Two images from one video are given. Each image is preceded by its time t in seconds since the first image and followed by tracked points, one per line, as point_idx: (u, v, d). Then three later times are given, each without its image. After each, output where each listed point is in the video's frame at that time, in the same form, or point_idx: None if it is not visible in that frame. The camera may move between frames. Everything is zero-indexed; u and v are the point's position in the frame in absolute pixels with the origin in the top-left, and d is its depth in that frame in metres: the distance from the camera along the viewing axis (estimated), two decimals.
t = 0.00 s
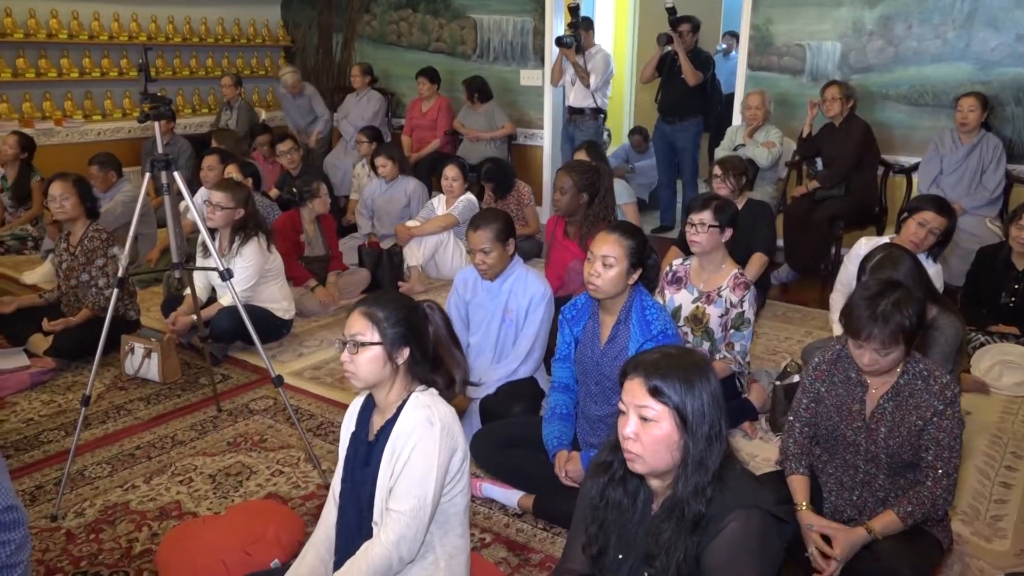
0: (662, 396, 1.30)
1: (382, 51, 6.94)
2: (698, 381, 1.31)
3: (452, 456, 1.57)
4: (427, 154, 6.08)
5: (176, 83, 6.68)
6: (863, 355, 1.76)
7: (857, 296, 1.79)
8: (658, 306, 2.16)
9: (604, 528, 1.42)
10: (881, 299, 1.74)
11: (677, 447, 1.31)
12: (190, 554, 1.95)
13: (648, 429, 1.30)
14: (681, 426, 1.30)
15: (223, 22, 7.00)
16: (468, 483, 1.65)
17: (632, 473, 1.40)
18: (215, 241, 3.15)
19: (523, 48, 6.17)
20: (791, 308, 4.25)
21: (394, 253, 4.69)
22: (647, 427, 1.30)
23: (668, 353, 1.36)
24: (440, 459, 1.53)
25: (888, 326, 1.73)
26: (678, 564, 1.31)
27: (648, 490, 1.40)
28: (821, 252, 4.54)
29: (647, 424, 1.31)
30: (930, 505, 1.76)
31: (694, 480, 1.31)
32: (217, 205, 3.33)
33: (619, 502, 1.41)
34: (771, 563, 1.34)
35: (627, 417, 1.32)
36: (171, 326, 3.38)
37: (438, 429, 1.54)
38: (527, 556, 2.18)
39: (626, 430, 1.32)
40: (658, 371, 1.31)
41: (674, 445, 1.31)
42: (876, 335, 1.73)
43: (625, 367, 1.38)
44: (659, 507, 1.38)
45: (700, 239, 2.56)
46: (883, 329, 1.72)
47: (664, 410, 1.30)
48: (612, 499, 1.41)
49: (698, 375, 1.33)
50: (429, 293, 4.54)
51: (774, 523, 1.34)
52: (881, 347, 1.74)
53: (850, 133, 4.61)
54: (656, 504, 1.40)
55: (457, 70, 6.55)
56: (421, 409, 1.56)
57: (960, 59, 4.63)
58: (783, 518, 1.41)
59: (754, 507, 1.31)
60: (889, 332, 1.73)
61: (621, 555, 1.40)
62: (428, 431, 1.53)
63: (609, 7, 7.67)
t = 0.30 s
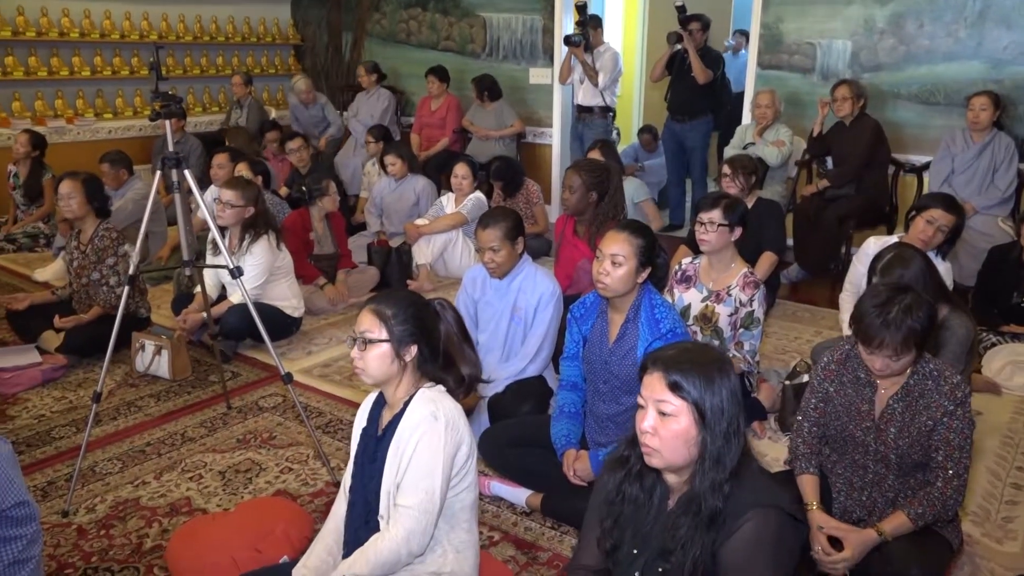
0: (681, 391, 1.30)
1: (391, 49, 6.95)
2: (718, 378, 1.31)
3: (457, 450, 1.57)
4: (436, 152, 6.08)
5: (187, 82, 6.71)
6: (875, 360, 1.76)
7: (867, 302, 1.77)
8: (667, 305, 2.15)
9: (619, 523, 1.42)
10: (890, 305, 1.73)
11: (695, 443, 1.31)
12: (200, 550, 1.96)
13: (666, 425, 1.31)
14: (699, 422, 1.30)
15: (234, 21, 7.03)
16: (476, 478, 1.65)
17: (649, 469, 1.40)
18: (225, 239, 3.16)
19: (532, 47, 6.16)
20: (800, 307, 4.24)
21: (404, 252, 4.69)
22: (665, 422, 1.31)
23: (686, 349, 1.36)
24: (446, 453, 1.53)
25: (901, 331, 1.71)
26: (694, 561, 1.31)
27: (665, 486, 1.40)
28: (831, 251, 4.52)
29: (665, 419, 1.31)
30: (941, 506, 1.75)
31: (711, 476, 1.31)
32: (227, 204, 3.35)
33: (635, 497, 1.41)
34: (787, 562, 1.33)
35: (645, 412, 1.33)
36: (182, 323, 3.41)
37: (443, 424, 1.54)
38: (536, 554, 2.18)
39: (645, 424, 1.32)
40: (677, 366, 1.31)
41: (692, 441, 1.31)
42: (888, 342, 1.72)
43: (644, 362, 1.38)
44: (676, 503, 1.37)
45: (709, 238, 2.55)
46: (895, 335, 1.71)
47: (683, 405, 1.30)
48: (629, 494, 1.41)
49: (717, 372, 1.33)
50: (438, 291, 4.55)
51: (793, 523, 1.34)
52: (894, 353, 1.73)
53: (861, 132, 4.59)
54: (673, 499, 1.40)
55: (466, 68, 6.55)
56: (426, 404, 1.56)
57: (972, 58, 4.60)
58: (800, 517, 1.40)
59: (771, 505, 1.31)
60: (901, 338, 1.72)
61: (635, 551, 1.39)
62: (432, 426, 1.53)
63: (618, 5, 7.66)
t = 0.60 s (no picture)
0: (713, 383, 1.30)
1: (404, 48, 6.96)
2: (750, 373, 1.30)
3: (466, 442, 1.57)
4: (449, 150, 6.09)
5: (201, 80, 6.75)
6: (889, 364, 1.74)
7: (879, 306, 1.75)
8: (681, 303, 2.13)
9: (642, 516, 1.41)
10: (903, 309, 1.71)
11: (725, 436, 1.30)
12: (214, 546, 1.98)
13: (695, 417, 1.30)
14: (729, 415, 1.30)
15: (248, 19, 7.06)
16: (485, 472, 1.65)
17: (675, 462, 1.39)
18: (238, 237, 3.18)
19: (546, 45, 6.16)
20: (814, 307, 4.21)
21: (415, 250, 4.70)
22: (695, 414, 1.30)
23: (718, 343, 1.36)
24: (455, 445, 1.53)
25: (914, 335, 1.70)
26: (720, 555, 1.30)
27: (690, 481, 1.39)
28: (845, 250, 4.49)
29: (695, 411, 1.31)
30: (957, 508, 1.74)
31: (742, 469, 1.30)
32: (241, 201, 3.37)
33: (660, 491, 1.40)
34: (812, 561, 1.32)
35: (676, 403, 1.33)
36: (195, 320, 3.43)
37: (451, 416, 1.54)
38: (547, 553, 2.18)
39: (674, 416, 1.32)
40: (711, 359, 1.31)
41: (722, 434, 1.30)
42: (902, 347, 1.71)
43: (676, 355, 1.38)
44: (702, 497, 1.37)
45: (722, 237, 2.54)
46: (909, 339, 1.70)
47: (713, 398, 1.30)
48: (654, 487, 1.40)
49: (749, 367, 1.32)
50: (450, 289, 4.55)
51: (820, 524, 1.32)
52: (908, 358, 1.72)
53: (876, 131, 4.56)
54: (698, 494, 1.39)
55: (480, 67, 6.55)
56: (434, 397, 1.56)
57: (989, 56, 4.56)
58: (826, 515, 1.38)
59: (800, 503, 1.30)
60: (915, 342, 1.70)
61: (658, 544, 1.38)
62: (441, 418, 1.53)
63: (632, 3, 7.63)
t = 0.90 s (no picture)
0: (739, 376, 1.29)
1: (413, 47, 6.96)
2: (777, 367, 1.30)
3: (472, 437, 1.58)
4: (458, 149, 6.10)
5: (211, 78, 6.77)
6: (896, 368, 1.74)
7: (885, 311, 1.73)
8: (690, 302, 2.13)
9: (661, 504, 1.41)
10: (910, 314, 1.69)
11: (749, 429, 1.30)
12: (223, 542, 1.99)
13: (720, 409, 1.29)
14: (754, 409, 1.29)
15: (258, 18, 7.08)
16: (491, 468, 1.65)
17: (697, 454, 1.40)
18: (248, 235, 3.19)
19: (555, 43, 6.15)
20: (824, 306, 4.20)
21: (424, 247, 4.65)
22: (720, 406, 1.30)
23: (745, 337, 1.35)
24: (462, 441, 1.53)
25: (920, 339, 1.69)
26: (739, 546, 1.29)
27: (712, 473, 1.38)
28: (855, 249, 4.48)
29: (720, 404, 1.30)
30: (973, 506, 1.72)
31: (767, 462, 1.29)
32: (250, 199, 3.38)
33: (680, 483, 1.40)
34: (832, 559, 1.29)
35: (700, 396, 1.32)
36: (204, 317, 3.39)
37: (458, 412, 1.55)
38: (554, 551, 2.18)
39: (698, 409, 1.31)
40: (737, 353, 1.30)
41: (746, 427, 1.30)
42: (908, 352, 1.70)
43: (700, 348, 1.37)
44: (723, 491, 1.36)
45: (731, 236, 2.54)
46: (916, 343, 1.69)
47: (739, 391, 1.29)
48: (674, 479, 1.40)
49: (775, 361, 1.31)
50: (458, 288, 4.56)
51: (840, 524, 1.29)
52: (914, 362, 1.71)
53: (887, 130, 4.54)
54: (719, 487, 1.38)
55: (488, 65, 6.55)
56: (441, 393, 1.57)
57: (1001, 54, 4.53)
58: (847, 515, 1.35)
59: (822, 501, 1.27)
60: (920, 346, 1.69)
61: (675, 534, 1.38)
62: (449, 414, 1.54)
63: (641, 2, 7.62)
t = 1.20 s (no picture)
0: (754, 376, 1.28)
1: (420, 45, 6.96)
2: (792, 364, 1.29)
3: (479, 440, 1.58)
4: (465, 147, 6.10)
5: (220, 77, 6.79)
6: (904, 369, 1.73)
7: (893, 312, 1.72)
8: (697, 301, 2.12)
9: (672, 497, 1.41)
10: (918, 314, 1.68)
11: (764, 428, 1.29)
12: (232, 539, 2.00)
13: (735, 409, 1.29)
14: (769, 408, 1.28)
15: (266, 16, 7.09)
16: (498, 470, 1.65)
17: (710, 448, 1.39)
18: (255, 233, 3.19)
19: (562, 42, 6.14)
20: (831, 305, 4.19)
21: (431, 245, 4.64)
22: (735, 406, 1.29)
23: (759, 334, 1.33)
24: (469, 446, 1.53)
25: (927, 340, 1.67)
26: (752, 542, 1.28)
27: (724, 468, 1.37)
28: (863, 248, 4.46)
29: (734, 403, 1.29)
30: (979, 508, 1.72)
31: (782, 459, 1.28)
32: (258, 197, 3.39)
33: (690, 477, 1.39)
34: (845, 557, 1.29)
35: (714, 395, 1.31)
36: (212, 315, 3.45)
37: (465, 416, 1.55)
38: (561, 549, 2.18)
39: (713, 408, 1.30)
40: (752, 351, 1.30)
41: (761, 427, 1.29)
42: (915, 354, 1.69)
43: (715, 346, 1.36)
44: (734, 486, 1.36)
45: (738, 235, 2.53)
46: (924, 345, 1.68)
47: (754, 390, 1.28)
48: (685, 474, 1.40)
49: (790, 359, 1.31)
50: (465, 286, 4.56)
51: (853, 522, 1.28)
52: (922, 364, 1.70)
53: (896, 129, 4.52)
54: (732, 482, 1.37)
55: (496, 63, 6.55)
56: (447, 397, 1.57)
57: (1011, 53, 4.50)
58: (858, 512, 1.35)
59: (836, 497, 1.27)
60: (928, 347, 1.68)
61: (686, 527, 1.38)
62: (455, 418, 1.54)
63: None
